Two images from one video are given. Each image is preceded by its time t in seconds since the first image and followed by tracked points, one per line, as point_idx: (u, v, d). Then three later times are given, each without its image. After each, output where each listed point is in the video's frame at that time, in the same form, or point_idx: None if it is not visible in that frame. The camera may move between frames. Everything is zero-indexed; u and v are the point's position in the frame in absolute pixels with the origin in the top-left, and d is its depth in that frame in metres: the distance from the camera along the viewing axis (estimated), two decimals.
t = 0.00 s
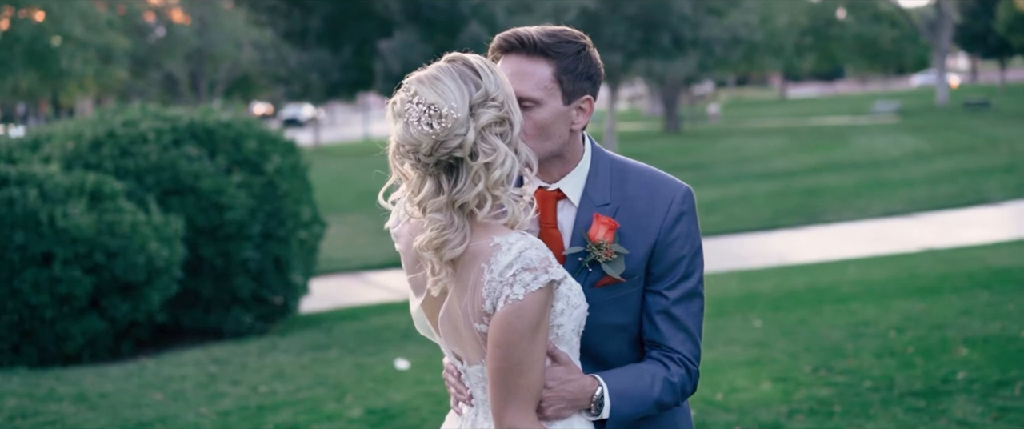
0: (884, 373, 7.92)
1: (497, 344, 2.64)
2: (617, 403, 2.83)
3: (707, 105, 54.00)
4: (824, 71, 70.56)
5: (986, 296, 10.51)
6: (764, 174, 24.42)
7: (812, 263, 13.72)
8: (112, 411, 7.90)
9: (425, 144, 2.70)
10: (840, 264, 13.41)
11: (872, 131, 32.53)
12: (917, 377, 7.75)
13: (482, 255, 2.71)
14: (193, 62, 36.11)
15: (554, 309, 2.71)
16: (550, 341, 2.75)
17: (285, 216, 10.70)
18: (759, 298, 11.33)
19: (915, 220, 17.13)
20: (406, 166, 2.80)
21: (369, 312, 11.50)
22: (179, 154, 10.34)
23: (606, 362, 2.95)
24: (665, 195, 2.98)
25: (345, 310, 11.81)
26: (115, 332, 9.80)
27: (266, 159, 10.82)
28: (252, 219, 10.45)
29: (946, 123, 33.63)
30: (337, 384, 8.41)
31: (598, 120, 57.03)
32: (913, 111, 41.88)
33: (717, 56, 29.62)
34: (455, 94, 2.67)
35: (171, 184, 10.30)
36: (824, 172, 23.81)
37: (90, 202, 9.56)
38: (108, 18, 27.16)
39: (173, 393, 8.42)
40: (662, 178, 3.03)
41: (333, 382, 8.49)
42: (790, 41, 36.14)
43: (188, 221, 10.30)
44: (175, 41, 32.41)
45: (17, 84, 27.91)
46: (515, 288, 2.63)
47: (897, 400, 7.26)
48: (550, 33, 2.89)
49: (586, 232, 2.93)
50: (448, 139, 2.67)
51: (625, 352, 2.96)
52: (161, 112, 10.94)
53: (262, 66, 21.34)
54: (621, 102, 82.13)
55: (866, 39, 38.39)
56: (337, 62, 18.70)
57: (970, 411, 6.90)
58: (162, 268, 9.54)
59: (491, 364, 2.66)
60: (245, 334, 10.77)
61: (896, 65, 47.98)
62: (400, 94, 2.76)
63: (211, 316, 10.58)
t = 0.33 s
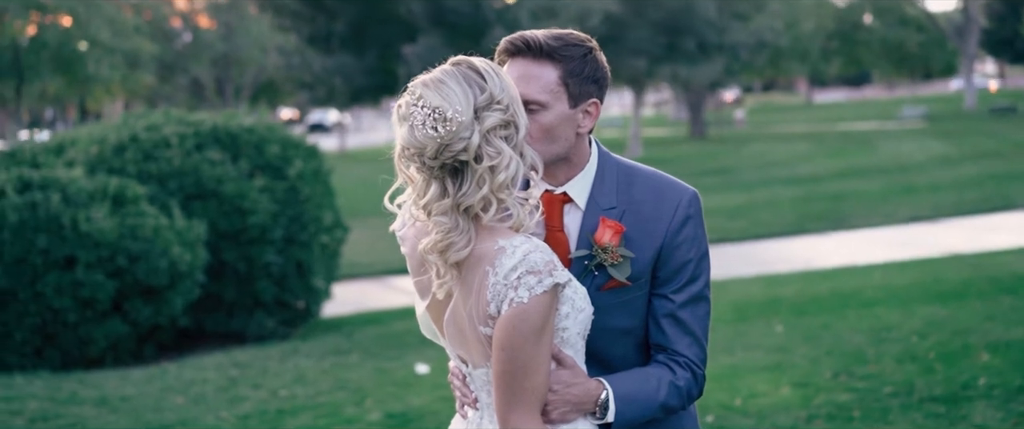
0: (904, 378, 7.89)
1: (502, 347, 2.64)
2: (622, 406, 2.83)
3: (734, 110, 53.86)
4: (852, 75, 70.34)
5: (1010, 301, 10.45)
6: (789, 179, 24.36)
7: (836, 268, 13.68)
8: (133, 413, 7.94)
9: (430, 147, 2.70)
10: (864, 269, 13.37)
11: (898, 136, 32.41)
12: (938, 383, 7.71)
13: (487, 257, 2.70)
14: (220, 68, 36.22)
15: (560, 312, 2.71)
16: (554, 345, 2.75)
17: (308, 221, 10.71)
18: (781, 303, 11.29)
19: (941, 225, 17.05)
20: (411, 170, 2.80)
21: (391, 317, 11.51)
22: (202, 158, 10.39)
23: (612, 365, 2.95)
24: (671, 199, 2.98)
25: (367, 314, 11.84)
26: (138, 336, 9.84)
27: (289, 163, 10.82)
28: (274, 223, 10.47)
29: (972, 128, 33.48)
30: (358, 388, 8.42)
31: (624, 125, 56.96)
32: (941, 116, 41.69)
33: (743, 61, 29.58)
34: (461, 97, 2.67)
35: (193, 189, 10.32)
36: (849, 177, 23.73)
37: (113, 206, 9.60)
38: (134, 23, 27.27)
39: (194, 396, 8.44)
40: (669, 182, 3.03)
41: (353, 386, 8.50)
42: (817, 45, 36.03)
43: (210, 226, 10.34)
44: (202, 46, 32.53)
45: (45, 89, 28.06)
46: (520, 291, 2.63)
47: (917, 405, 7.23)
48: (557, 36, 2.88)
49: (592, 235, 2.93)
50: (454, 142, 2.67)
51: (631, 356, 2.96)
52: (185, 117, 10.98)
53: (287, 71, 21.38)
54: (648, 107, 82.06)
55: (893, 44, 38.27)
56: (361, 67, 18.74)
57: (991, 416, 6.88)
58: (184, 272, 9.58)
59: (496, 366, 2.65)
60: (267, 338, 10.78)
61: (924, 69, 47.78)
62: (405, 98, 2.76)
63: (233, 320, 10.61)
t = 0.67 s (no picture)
0: (923, 385, 7.85)
1: (501, 352, 2.60)
2: (622, 413, 2.82)
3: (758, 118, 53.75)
4: (877, 83, 70.15)
5: None
6: (813, 186, 24.29)
7: (857, 276, 13.63)
8: (150, 419, 7.96)
9: (429, 152, 2.67)
10: (885, 277, 13.31)
11: (923, 143, 32.29)
12: (956, 391, 7.67)
13: (486, 263, 2.67)
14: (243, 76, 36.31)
15: (560, 317, 2.68)
16: (555, 351, 2.72)
17: (327, 227, 10.71)
18: (802, 310, 11.25)
19: (965, 233, 16.96)
20: (411, 175, 2.77)
21: (410, 324, 11.52)
22: (221, 165, 10.40)
23: (614, 370, 2.94)
24: (673, 205, 2.98)
25: (386, 321, 11.85)
26: (156, 342, 9.86)
27: (309, 169, 10.83)
28: (293, 230, 10.49)
29: (997, 136, 33.32)
30: (375, 395, 8.42)
31: (648, 132, 56.89)
32: (966, 123, 41.49)
33: (766, 68, 29.50)
34: (459, 102, 2.65)
35: (212, 195, 10.34)
36: (873, 185, 23.64)
37: (132, 212, 9.62)
38: (157, 30, 27.36)
39: (211, 402, 8.46)
40: (671, 188, 3.03)
41: (370, 392, 8.51)
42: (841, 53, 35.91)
43: (229, 233, 10.35)
44: (226, 53, 32.60)
45: (69, 96, 28.17)
46: (519, 296, 2.59)
47: (935, 413, 7.19)
48: (559, 41, 2.88)
49: (593, 241, 2.93)
50: (452, 148, 2.65)
51: (633, 362, 2.95)
52: (205, 123, 11.00)
53: (309, 78, 21.40)
54: (672, 114, 81.95)
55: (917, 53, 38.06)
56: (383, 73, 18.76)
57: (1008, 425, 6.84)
58: (203, 278, 9.58)
59: (496, 372, 2.61)
60: (286, 344, 10.79)
61: (948, 78, 47.59)
62: (405, 103, 2.74)
63: (252, 326, 10.62)
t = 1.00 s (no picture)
0: (940, 391, 7.82)
1: (500, 357, 2.57)
2: (622, 417, 2.83)
3: (780, 123, 53.62)
4: (902, 87, 69.92)
5: None
6: (835, 191, 24.25)
7: (878, 281, 13.59)
8: (167, 423, 7.98)
9: (428, 157, 2.68)
10: (905, 282, 13.26)
11: (946, 148, 32.16)
12: (973, 396, 7.64)
13: (484, 268, 2.66)
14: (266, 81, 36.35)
15: (559, 322, 2.66)
16: (554, 356, 2.70)
17: (345, 232, 10.71)
18: (821, 316, 11.22)
19: (986, 238, 16.88)
20: (411, 179, 2.77)
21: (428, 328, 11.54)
22: (241, 170, 10.43)
23: (614, 375, 2.96)
24: (673, 210, 3.01)
25: (405, 325, 11.87)
26: (175, 346, 9.87)
27: (327, 174, 10.83)
28: (311, 234, 10.50)
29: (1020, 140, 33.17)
30: (391, 399, 8.43)
31: (670, 137, 56.91)
32: (990, 128, 41.41)
33: (787, 73, 29.42)
34: (458, 107, 2.65)
35: (232, 200, 10.34)
36: (896, 189, 23.57)
37: (151, 216, 9.63)
38: (181, 36, 27.48)
39: (229, 406, 8.48)
40: (672, 193, 3.06)
41: (386, 396, 8.52)
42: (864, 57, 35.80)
43: (248, 237, 10.38)
44: (248, 58, 32.66)
45: (93, 101, 28.29)
46: (517, 302, 2.56)
47: (952, 418, 7.16)
48: (559, 46, 2.91)
49: (593, 246, 2.96)
50: (451, 153, 2.65)
51: (633, 366, 2.97)
52: (224, 128, 11.01)
53: (329, 83, 21.42)
54: (694, 119, 82.01)
55: (941, 56, 37.93)
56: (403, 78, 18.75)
57: None
58: (221, 282, 9.59)
59: (495, 377, 2.58)
60: (305, 348, 10.83)
61: (972, 82, 47.38)
62: (405, 108, 2.75)
63: (271, 331, 10.66)
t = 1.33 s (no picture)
0: (955, 396, 7.79)
1: (497, 362, 2.56)
2: (622, 421, 2.85)
3: (802, 126, 53.52)
4: (925, 90, 69.73)
5: None
6: (856, 195, 24.19)
7: (898, 285, 13.56)
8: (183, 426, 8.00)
9: (427, 162, 2.68)
10: (924, 286, 13.22)
11: (968, 152, 32.05)
12: (989, 402, 7.61)
13: (482, 273, 2.66)
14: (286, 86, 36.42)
15: (556, 327, 2.66)
16: (552, 361, 2.69)
17: (363, 235, 10.71)
18: (838, 320, 11.19)
19: (1006, 243, 16.81)
20: (411, 184, 2.78)
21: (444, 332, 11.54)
22: (259, 173, 10.45)
23: (615, 379, 2.99)
24: (673, 215, 3.04)
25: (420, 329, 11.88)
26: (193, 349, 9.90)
27: (345, 177, 10.84)
28: (329, 238, 10.51)
29: None
30: (406, 403, 8.44)
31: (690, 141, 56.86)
32: (1013, 132, 41.27)
33: (808, 77, 29.35)
34: (456, 111, 2.66)
35: (249, 204, 10.37)
36: (915, 194, 23.50)
37: (169, 220, 9.65)
38: (202, 40, 27.55)
39: (244, 409, 8.51)
40: (670, 198, 3.09)
41: (401, 400, 8.54)
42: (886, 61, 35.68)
43: (266, 241, 10.40)
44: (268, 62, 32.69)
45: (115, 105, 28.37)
46: (515, 306, 2.55)
47: (967, 423, 7.14)
48: (559, 51, 2.94)
49: (593, 250, 2.99)
50: (449, 158, 2.66)
51: (634, 370, 3.00)
52: (241, 131, 11.03)
53: (348, 86, 21.43)
54: (713, 123, 81.95)
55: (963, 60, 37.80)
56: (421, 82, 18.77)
57: None
58: (238, 286, 9.60)
59: (494, 382, 2.57)
60: (322, 351, 10.84)
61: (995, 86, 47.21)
62: (405, 113, 2.75)
63: (289, 334, 10.68)
